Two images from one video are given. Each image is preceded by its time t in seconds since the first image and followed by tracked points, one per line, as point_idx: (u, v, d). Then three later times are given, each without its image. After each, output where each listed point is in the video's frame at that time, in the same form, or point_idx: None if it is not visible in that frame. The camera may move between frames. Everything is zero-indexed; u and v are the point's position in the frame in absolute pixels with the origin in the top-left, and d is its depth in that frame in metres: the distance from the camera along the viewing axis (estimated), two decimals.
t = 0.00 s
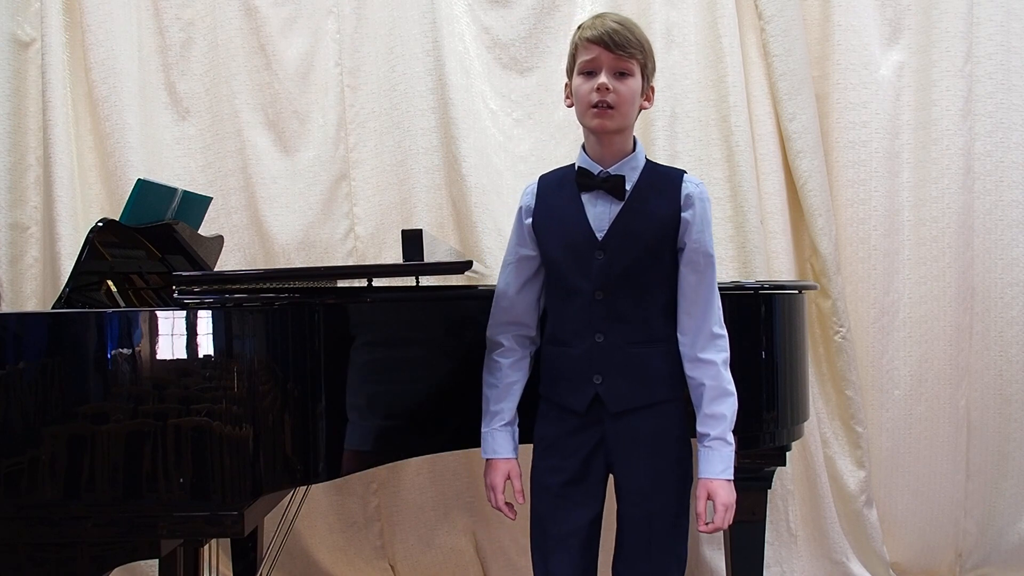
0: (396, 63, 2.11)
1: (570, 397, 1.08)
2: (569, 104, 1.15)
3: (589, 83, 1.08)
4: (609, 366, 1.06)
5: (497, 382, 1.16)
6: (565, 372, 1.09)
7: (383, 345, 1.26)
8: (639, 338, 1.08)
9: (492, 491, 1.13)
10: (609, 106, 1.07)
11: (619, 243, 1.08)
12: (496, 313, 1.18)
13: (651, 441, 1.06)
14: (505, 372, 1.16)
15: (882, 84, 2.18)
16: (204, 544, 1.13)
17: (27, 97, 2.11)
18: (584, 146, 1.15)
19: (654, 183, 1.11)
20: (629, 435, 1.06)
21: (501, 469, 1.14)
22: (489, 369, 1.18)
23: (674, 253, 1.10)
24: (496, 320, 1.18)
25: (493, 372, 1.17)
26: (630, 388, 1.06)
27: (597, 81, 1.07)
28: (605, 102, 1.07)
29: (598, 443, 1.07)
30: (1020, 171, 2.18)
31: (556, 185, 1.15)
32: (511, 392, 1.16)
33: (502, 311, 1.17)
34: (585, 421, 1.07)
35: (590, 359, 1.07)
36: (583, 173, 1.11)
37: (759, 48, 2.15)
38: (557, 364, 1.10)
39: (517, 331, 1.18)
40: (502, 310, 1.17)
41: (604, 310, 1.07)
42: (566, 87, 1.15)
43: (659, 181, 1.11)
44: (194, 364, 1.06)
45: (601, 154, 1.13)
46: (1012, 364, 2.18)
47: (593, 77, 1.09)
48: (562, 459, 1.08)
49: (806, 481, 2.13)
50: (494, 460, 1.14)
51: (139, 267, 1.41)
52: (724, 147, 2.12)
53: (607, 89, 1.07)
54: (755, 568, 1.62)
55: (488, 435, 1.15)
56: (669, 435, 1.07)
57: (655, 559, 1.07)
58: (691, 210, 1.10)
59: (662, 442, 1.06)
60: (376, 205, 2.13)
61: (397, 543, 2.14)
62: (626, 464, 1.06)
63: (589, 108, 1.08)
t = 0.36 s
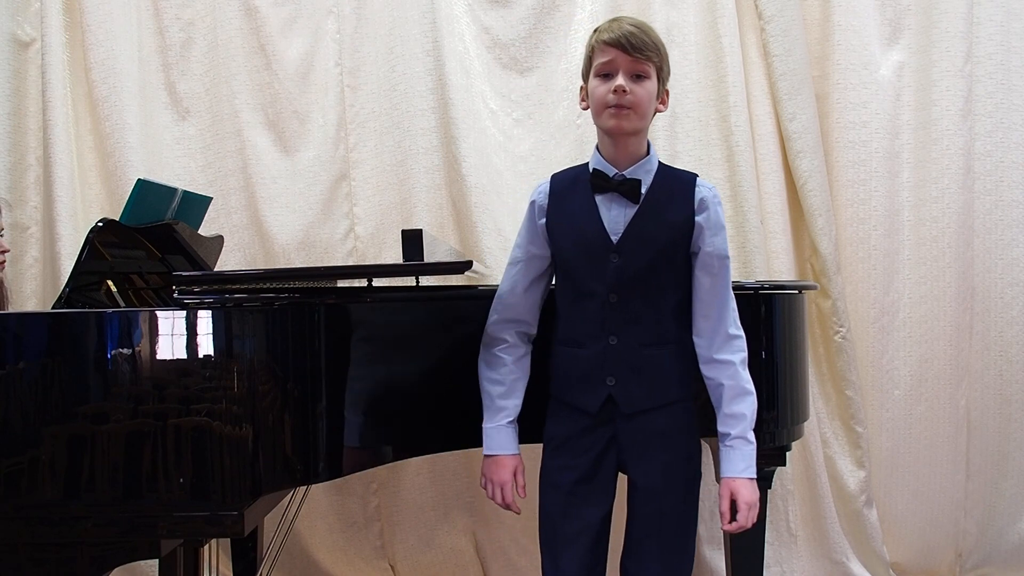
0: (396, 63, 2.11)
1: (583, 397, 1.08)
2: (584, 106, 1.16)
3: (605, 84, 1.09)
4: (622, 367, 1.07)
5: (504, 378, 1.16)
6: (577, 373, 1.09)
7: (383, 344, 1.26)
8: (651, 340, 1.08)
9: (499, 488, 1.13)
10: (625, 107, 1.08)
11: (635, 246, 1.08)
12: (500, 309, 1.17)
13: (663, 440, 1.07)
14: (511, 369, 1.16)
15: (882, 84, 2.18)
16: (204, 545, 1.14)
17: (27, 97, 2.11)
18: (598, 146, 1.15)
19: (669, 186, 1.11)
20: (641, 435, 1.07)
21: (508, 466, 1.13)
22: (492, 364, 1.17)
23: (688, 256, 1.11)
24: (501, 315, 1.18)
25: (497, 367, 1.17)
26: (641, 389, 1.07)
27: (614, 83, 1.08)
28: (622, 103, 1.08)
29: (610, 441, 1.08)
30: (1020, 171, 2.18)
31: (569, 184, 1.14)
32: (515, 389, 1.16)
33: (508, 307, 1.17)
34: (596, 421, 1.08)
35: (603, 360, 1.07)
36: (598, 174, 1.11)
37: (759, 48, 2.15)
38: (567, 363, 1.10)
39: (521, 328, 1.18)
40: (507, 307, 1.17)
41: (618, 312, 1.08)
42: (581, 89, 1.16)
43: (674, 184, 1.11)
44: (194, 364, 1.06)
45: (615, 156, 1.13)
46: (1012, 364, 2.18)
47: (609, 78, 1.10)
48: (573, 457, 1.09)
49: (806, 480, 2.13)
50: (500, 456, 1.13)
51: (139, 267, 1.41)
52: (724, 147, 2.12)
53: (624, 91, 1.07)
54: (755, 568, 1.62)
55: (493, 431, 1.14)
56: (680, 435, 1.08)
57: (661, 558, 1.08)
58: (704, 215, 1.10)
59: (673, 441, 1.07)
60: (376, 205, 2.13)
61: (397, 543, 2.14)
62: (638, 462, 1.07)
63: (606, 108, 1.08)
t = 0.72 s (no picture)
0: (396, 63, 2.11)
1: (596, 393, 1.08)
2: (596, 109, 1.15)
3: (617, 83, 1.08)
4: (638, 365, 1.07)
5: (535, 375, 1.09)
6: (593, 370, 1.08)
7: (383, 344, 1.26)
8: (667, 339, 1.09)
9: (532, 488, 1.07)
10: (641, 103, 1.07)
11: (656, 245, 1.08)
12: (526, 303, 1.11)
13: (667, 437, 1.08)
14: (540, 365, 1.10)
15: (882, 84, 2.18)
16: (205, 544, 1.14)
17: (27, 97, 2.11)
18: (615, 144, 1.13)
19: (688, 185, 1.11)
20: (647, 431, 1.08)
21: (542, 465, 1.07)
22: (522, 361, 1.10)
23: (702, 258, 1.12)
24: (528, 309, 1.11)
25: (528, 364, 1.10)
26: (655, 388, 1.08)
27: (625, 79, 1.07)
28: (636, 99, 1.06)
29: (615, 438, 1.09)
30: (1020, 171, 2.18)
31: (588, 180, 1.12)
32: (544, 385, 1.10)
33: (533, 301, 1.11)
34: (607, 418, 1.08)
35: (620, 357, 1.07)
36: (620, 171, 1.09)
37: (759, 48, 2.15)
38: (576, 358, 1.10)
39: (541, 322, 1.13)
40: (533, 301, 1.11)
41: (637, 311, 1.08)
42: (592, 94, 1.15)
43: (692, 183, 1.11)
44: (194, 364, 1.06)
45: (632, 152, 1.12)
46: (1012, 364, 2.18)
47: (620, 77, 1.09)
48: (578, 451, 1.09)
49: (806, 480, 2.13)
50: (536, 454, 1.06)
51: (138, 267, 1.41)
52: (724, 147, 2.12)
53: (637, 86, 1.06)
54: (756, 568, 1.62)
55: (531, 429, 1.07)
56: (682, 432, 1.09)
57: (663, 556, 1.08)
58: (721, 216, 1.11)
59: (680, 439, 1.09)
60: (376, 205, 2.13)
61: (397, 543, 2.14)
62: (642, 459, 1.08)
63: (621, 107, 1.07)
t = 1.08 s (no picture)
0: (396, 63, 2.11)
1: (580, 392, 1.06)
2: (562, 111, 1.15)
3: (584, 89, 1.08)
4: (618, 361, 1.06)
5: (517, 378, 1.08)
6: (571, 369, 1.07)
7: (384, 344, 1.26)
8: (646, 335, 1.08)
9: (530, 487, 1.02)
10: (608, 108, 1.07)
11: (630, 242, 1.08)
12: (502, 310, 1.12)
13: (649, 438, 1.07)
14: (521, 367, 1.09)
15: (882, 84, 2.18)
16: (205, 544, 1.14)
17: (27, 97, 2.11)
18: (582, 143, 1.14)
19: (658, 182, 1.12)
20: (629, 433, 1.06)
21: (537, 463, 1.03)
22: (500, 367, 1.10)
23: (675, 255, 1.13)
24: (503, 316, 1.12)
25: (506, 368, 1.09)
26: (635, 384, 1.06)
27: (592, 86, 1.07)
28: (603, 105, 1.07)
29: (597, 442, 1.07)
30: (1020, 171, 2.18)
31: (562, 179, 1.12)
32: (529, 387, 1.09)
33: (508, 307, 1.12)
34: (589, 418, 1.07)
35: (600, 355, 1.06)
36: (590, 169, 1.10)
37: (759, 48, 2.15)
38: (555, 356, 1.08)
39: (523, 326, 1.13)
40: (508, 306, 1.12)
41: (615, 306, 1.07)
42: (557, 96, 1.14)
43: (662, 181, 1.13)
44: (194, 365, 1.06)
45: (602, 153, 1.13)
46: (1012, 364, 2.18)
47: (586, 82, 1.08)
48: (560, 459, 1.07)
49: (806, 480, 2.13)
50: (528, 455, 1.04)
51: (138, 267, 1.41)
52: (724, 147, 2.12)
53: (603, 92, 1.06)
54: (755, 568, 1.62)
55: (518, 430, 1.05)
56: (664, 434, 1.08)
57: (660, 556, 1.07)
58: (692, 213, 1.13)
59: (662, 440, 1.07)
60: (376, 205, 2.13)
61: (397, 543, 2.14)
62: (625, 463, 1.06)
63: (589, 113, 1.07)
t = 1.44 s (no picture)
0: (396, 63, 2.11)
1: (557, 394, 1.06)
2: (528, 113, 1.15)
3: (548, 91, 1.08)
4: (583, 362, 1.06)
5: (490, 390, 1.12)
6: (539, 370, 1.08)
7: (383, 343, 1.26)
8: (614, 335, 1.07)
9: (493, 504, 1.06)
10: (572, 111, 1.07)
11: (593, 242, 1.08)
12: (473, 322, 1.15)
13: (620, 442, 1.05)
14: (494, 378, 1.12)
15: (882, 84, 2.18)
16: (204, 544, 1.13)
17: (27, 97, 2.11)
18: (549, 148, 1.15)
19: (625, 181, 1.11)
20: (600, 436, 1.05)
21: (500, 478, 1.07)
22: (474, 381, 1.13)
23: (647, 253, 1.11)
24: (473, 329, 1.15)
25: (475, 382, 1.13)
26: (602, 385, 1.05)
27: (557, 88, 1.07)
28: (568, 107, 1.07)
29: (570, 444, 1.07)
30: (1020, 171, 2.18)
31: (528, 183, 1.13)
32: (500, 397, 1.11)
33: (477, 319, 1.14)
34: (559, 421, 1.07)
35: (565, 357, 1.06)
36: (552, 172, 1.11)
37: (759, 48, 2.15)
38: (530, 360, 1.09)
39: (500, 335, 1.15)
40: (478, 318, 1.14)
41: (579, 307, 1.07)
42: (523, 97, 1.15)
43: (629, 180, 1.12)
44: (194, 364, 1.06)
45: (567, 155, 1.13)
46: (1012, 364, 2.18)
47: (551, 84, 1.09)
48: (534, 464, 1.07)
49: (806, 480, 2.13)
50: (491, 469, 1.08)
51: (139, 267, 1.41)
52: (724, 147, 2.12)
53: (568, 95, 1.06)
54: (754, 568, 1.62)
55: (483, 446, 1.09)
56: (638, 438, 1.06)
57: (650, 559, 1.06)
58: (662, 209, 1.10)
59: (635, 445, 1.06)
60: (376, 205, 2.13)
61: (397, 543, 2.14)
62: (602, 465, 1.05)
63: (553, 115, 1.07)
